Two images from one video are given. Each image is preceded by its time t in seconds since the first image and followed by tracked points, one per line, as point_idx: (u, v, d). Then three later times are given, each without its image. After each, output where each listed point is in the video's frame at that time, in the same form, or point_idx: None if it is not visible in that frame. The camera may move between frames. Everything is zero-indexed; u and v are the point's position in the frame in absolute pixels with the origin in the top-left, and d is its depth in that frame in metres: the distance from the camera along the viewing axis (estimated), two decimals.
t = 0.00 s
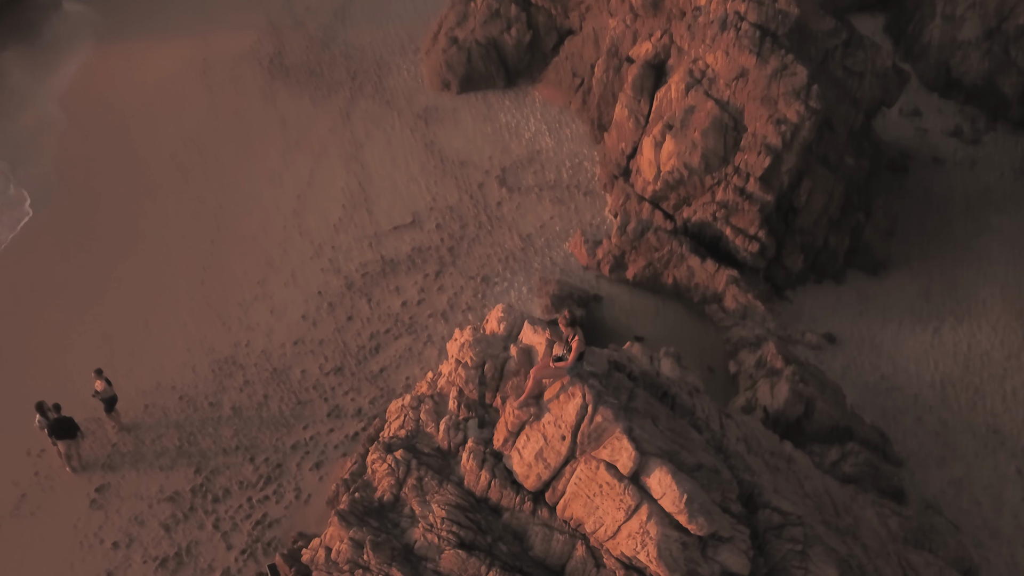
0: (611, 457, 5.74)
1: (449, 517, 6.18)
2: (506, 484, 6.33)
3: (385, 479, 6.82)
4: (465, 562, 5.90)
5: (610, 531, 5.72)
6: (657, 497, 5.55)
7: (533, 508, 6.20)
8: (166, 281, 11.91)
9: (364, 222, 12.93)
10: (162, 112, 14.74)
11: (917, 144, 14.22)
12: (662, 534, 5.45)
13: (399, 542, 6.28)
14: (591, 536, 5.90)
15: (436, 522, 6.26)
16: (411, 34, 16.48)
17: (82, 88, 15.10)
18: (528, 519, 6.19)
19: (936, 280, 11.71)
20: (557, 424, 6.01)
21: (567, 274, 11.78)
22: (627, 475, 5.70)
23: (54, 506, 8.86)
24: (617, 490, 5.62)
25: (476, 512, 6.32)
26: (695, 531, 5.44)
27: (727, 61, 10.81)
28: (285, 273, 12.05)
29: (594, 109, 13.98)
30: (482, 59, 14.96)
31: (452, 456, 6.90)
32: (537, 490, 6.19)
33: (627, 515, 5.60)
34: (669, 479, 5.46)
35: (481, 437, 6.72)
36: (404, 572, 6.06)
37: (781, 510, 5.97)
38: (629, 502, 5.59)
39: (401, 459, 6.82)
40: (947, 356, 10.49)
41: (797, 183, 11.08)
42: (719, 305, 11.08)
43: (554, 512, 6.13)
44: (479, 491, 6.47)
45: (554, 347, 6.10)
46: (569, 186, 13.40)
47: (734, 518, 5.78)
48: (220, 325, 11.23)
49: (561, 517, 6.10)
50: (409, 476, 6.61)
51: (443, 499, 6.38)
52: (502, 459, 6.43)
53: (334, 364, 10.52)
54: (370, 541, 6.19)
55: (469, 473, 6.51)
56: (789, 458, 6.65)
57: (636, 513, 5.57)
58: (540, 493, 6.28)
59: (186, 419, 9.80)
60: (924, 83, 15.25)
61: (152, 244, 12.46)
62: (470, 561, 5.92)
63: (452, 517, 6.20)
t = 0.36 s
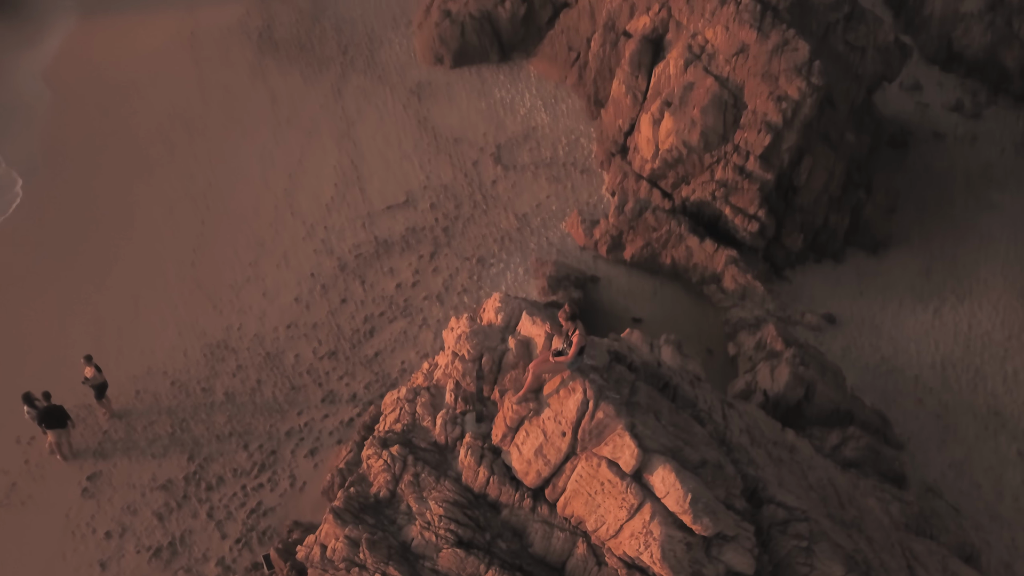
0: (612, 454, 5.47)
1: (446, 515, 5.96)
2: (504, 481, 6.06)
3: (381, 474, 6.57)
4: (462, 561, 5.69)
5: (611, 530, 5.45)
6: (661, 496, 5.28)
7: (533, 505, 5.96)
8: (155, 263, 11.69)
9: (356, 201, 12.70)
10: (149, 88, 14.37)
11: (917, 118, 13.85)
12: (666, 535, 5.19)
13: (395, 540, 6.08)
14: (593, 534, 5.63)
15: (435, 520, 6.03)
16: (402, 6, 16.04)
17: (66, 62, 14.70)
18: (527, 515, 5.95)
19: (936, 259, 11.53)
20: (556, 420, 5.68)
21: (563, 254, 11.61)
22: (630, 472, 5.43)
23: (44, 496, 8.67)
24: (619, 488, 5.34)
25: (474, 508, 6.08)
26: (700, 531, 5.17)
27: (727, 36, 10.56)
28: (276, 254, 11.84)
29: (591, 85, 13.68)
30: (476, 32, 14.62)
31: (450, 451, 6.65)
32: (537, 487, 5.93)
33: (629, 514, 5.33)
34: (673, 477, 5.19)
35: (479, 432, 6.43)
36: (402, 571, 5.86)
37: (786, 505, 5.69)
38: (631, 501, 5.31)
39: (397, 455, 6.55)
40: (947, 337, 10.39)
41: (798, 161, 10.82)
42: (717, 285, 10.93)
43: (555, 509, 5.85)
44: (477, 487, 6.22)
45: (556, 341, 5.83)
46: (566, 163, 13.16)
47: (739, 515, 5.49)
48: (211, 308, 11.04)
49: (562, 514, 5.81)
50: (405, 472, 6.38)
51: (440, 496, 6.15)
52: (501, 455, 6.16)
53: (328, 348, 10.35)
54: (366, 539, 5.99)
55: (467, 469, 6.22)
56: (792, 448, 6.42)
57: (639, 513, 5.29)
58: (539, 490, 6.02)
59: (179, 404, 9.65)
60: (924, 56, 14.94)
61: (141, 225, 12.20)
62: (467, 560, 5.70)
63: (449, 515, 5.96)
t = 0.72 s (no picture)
0: (616, 452, 5.24)
1: (445, 512, 5.78)
2: (504, 477, 5.86)
3: (377, 470, 6.40)
4: (462, 561, 5.53)
5: (615, 529, 5.24)
6: (665, 495, 5.05)
7: (534, 502, 5.77)
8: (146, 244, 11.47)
9: (350, 179, 12.45)
10: (136, 63, 13.99)
11: (919, 92, 13.50)
12: (670, 535, 4.96)
13: (393, 538, 5.91)
14: (596, 532, 5.42)
15: (433, 517, 5.85)
16: None
17: (50, 36, 14.31)
18: (528, 513, 5.75)
19: (939, 237, 11.32)
20: (558, 416, 5.45)
21: (561, 234, 11.46)
22: (633, 470, 5.21)
23: (37, 484, 8.55)
24: (622, 486, 5.13)
25: (473, 505, 5.89)
26: (706, 532, 4.93)
27: (728, 10, 10.23)
28: (268, 235, 11.63)
29: (588, 58, 13.38)
30: (471, 4, 14.26)
31: (449, 445, 6.46)
32: (538, 484, 5.74)
33: (633, 513, 5.11)
34: (678, 475, 4.96)
35: (478, 427, 6.19)
36: (400, 570, 5.70)
37: (792, 500, 5.45)
38: (635, 500, 5.09)
39: (394, 450, 6.34)
40: (949, 317, 10.27)
41: (800, 138, 10.58)
42: (717, 265, 10.77)
43: (556, 506, 5.64)
44: (476, 483, 6.01)
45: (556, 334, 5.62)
46: (563, 140, 12.90)
47: (745, 512, 5.26)
48: (203, 290, 10.85)
49: (563, 511, 5.60)
50: (402, 468, 6.20)
51: (438, 493, 5.97)
52: (500, 451, 5.95)
53: (323, 331, 10.19)
54: (363, 538, 5.82)
55: (466, 466, 6.01)
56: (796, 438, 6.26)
57: (642, 512, 5.07)
58: (540, 486, 5.83)
59: (171, 389, 9.51)
60: (928, 27, 14.61)
61: (130, 205, 11.96)
62: (467, 559, 5.54)
63: (448, 513, 5.78)
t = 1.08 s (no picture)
0: (619, 451, 5.13)
1: (444, 511, 5.66)
2: (504, 475, 5.76)
3: (374, 467, 6.28)
4: (462, 561, 5.43)
5: (618, 530, 5.12)
6: (671, 495, 4.94)
7: (534, 500, 5.67)
8: (136, 226, 11.24)
9: (343, 158, 12.20)
10: (123, 36, 13.60)
11: (922, 66, 13.17)
12: (676, 537, 4.83)
13: (391, 536, 5.77)
14: (598, 532, 5.30)
15: (432, 514, 5.74)
16: None
17: (34, 9, 13.89)
18: (528, 511, 5.65)
19: (943, 215, 11.13)
20: (560, 413, 5.34)
21: (558, 214, 11.27)
22: (637, 470, 5.08)
23: (29, 473, 8.44)
24: (626, 487, 5.02)
25: (472, 503, 5.79)
26: (713, 534, 4.82)
27: None
28: (261, 215, 11.41)
29: (586, 32, 13.06)
30: None
31: (447, 441, 6.36)
32: (538, 482, 5.64)
33: (637, 514, 4.99)
34: (684, 475, 4.85)
35: (477, 423, 6.09)
36: (399, 570, 5.57)
37: (798, 496, 5.36)
38: (639, 500, 4.97)
39: (391, 446, 6.23)
40: (952, 298, 10.15)
41: (802, 115, 10.34)
42: (718, 245, 10.60)
43: (557, 505, 5.54)
44: (475, 480, 5.91)
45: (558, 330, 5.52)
46: (560, 116, 12.63)
47: (751, 510, 5.16)
48: (195, 273, 10.65)
49: (565, 510, 5.50)
50: (400, 464, 6.09)
51: (436, 490, 5.85)
52: (500, 448, 5.86)
53: (318, 315, 10.03)
54: (360, 537, 5.67)
55: (465, 463, 5.92)
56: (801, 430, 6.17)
57: (647, 513, 4.95)
58: (540, 484, 5.73)
59: (164, 375, 9.37)
60: None
61: (119, 185, 11.70)
62: (467, 559, 5.43)
63: (447, 511, 5.67)
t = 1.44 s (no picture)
0: (624, 451, 5.00)
1: (443, 511, 5.54)
2: (504, 474, 5.67)
3: (372, 466, 6.17)
4: (461, 561, 5.27)
5: (622, 531, 5.01)
6: (676, 497, 4.78)
7: (535, 500, 5.57)
8: (126, 207, 11.02)
9: (337, 136, 11.94)
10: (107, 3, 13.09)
11: (924, 38, 12.82)
12: (682, 541, 4.68)
13: (389, 536, 5.62)
14: (602, 534, 5.20)
15: (432, 513, 5.60)
16: None
17: None
18: (529, 510, 5.56)
19: (946, 194, 10.95)
20: (561, 413, 5.24)
21: (557, 194, 11.09)
22: (642, 471, 4.94)
23: (20, 463, 8.31)
24: (631, 488, 4.88)
25: (472, 502, 5.69)
26: (720, 538, 4.65)
27: None
28: (254, 196, 11.19)
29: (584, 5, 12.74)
30: None
31: (446, 439, 6.27)
32: (540, 481, 5.53)
33: (642, 517, 4.86)
34: (689, 477, 4.69)
35: (476, 420, 6.00)
36: (397, 571, 5.39)
37: (805, 494, 5.27)
38: (644, 503, 4.83)
39: (389, 445, 6.13)
40: (955, 279, 10.02)
41: (805, 92, 10.07)
42: (719, 226, 10.43)
43: (560, 505, 5.44)
44: (475, 480, 5.80)
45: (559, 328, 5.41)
46: (558, 93, 12.37)
47: (758, 511, 5.04)
48: (187, 256, 10.47)
49: (567, 511, 5.40)
50: (399, 464, 5.99)
51: (435, 489, 5.74)
52: (501, 446, 5.78)
53: (313, 299, 9.87)
54: (359, 538, 5.51)
55: (464, 462, 5.81)
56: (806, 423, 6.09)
57: (652, 515, 4.82)
58: (541, 484, 5.63)
59: (158, 362, 9.24)
60: None
61: (108, 165, 11.45)
62: (467, 560, 5.28)
63: (445, 512, 5.53)
